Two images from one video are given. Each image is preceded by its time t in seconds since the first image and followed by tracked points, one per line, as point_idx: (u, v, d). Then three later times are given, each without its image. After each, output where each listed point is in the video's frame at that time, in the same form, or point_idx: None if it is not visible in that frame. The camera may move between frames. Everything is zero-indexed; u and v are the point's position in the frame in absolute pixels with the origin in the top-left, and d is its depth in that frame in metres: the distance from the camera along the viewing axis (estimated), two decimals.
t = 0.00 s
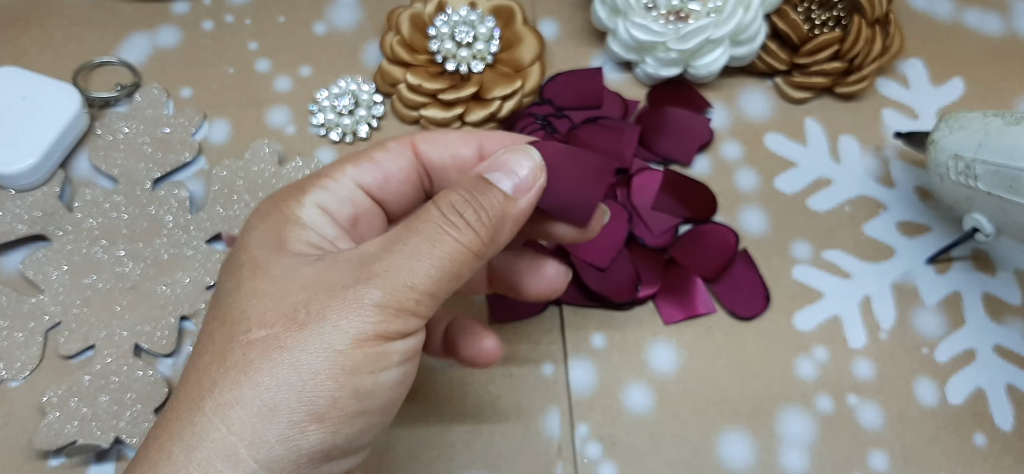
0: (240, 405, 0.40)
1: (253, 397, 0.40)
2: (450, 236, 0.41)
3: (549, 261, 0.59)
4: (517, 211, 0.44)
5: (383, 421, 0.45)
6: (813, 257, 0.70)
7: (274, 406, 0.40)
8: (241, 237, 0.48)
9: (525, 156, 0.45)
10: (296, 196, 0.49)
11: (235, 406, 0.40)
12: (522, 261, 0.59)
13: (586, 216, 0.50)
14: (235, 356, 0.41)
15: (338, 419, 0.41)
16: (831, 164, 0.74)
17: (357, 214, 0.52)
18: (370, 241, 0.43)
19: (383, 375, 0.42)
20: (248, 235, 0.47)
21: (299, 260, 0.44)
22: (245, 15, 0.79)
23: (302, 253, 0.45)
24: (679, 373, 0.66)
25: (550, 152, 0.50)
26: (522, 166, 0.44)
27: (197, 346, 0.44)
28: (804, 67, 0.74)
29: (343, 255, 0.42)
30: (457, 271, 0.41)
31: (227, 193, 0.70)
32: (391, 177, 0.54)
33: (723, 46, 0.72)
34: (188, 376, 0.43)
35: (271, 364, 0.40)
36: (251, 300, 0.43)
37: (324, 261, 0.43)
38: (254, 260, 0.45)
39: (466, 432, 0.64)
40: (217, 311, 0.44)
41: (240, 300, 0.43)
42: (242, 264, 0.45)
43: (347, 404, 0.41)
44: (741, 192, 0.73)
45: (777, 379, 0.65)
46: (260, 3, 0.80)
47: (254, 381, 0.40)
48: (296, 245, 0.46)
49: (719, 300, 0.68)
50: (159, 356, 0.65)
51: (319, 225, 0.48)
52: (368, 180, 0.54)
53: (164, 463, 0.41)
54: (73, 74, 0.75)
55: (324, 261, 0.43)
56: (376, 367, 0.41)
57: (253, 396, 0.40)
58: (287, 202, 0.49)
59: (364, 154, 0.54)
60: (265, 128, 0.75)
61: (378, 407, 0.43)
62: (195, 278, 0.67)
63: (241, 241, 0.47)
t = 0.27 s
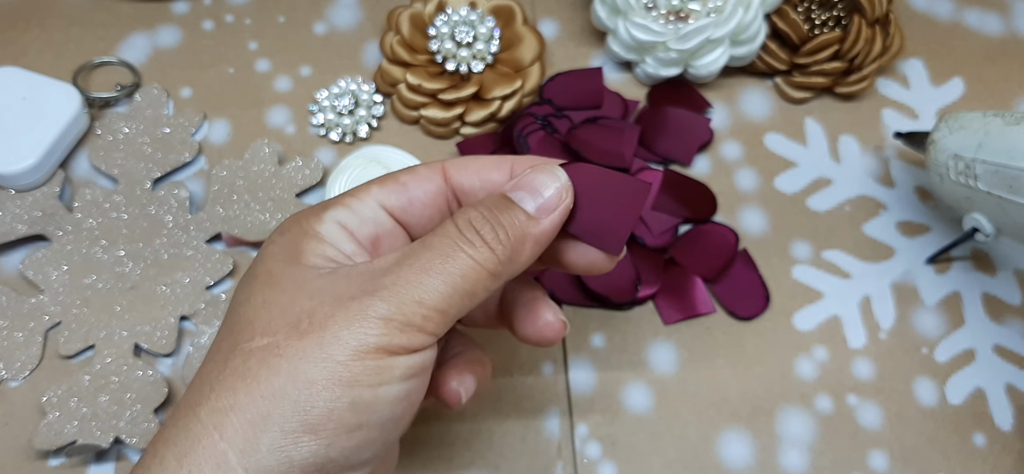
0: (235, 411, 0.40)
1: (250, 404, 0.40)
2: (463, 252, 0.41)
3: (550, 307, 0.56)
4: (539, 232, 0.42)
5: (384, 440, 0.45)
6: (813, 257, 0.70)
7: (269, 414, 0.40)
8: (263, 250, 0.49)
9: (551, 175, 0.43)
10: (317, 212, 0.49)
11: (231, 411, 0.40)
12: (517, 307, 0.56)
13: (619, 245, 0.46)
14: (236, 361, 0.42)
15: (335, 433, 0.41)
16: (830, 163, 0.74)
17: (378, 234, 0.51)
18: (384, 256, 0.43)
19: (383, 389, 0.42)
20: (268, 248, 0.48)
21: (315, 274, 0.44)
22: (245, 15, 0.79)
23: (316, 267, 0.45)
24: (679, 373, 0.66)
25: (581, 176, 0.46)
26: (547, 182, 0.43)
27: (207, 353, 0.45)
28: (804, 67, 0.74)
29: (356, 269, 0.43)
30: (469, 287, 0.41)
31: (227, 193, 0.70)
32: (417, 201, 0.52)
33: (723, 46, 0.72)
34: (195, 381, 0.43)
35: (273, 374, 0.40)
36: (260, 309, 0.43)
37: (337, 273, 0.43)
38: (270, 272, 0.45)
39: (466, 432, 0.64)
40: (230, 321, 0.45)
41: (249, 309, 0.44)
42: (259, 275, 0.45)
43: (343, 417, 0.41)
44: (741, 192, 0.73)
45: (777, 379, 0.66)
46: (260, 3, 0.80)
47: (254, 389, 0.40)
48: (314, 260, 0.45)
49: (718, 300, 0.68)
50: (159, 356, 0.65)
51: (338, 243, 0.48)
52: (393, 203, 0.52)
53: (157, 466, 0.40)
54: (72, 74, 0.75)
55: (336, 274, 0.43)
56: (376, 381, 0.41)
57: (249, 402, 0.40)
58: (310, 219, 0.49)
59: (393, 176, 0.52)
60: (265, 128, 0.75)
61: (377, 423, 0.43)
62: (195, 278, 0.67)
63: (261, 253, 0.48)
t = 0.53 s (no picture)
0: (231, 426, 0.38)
1: (246, 417, 0.38)
2: (470, 259, 0.40)
3: (538, 324, 0.56)
4: (545, 239, 0.43)
5: (380, 455, 0.44)
6: (812, 257, 0.70)
7: (270, 428, 0.38)
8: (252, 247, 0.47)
9: (560, 183, 0.44)
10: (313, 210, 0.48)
11: (229, 425, 0.38)
12: (505, 323, 0.56)
13: (624, 254, 0.46)
14: (232, 372, 0.40)
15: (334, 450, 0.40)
16: (829, 163, 0.74)
17: (376, 232, 0.50)
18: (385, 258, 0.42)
19: (385, 404, 0.41)
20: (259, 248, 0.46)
21: (313, 277, 0.42)
22: (246, 16, 0.79)
23: (314, 268, 0.43)
24: (678, 372, 0.66)
25: (588, 185, 0.47)
26: (554, 189, 0.44)
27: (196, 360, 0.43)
28: (804, 67, 0.74)
29: (356, 272, 0.42)
30: (475, 296, 0.41)
31: (227, 193, 0.70)
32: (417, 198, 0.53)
33: (723, 46, 0.72)
34: (183, 390, 0.41)
35: (269, 385, 0.39)
36: (256, 315, 0.41)
37: (337, 278, 0.42)
38: (264, 272, 0.44)
39: (466, 431, 0.64)
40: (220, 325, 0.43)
41: (244, 315, 0.42)
42: (252, 276, 0.44)
43: (345, 433, 0.40)
44: (741, 192, 0.73)
45: (776, 378, 0.66)
46: (261, 3, 0.80)
47: (250, 401, 0.39)
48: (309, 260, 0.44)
49: (718, 300, 0.68)
50: (160, 356, 0.65)
51: (335, 239, 0.47)
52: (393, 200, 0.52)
53: None
54: (74, 74, 0.76)
55: (336, 278, 0.42)
56: (380, 396, 0.40)
57: (249, 416, 0.38)
58: (306, 214, 0.47)
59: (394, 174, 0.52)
60: (265, 128, 0.75)
61: (377, 439, 0.42)
62: (196, 277, 0.67)
63: (251, 251, 0.46)
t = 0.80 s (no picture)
0: (239, 446, 0.37)
1: (255, 437, 0.37)
2: (477, 269, 0.40)
3: (525, 330, 0.56)
4: (548, 248, 0.44)
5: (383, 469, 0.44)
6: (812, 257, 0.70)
7: (278, 448, 0.37)
8: (244, 248, 0.46)
9: (563, 190, 0.45)
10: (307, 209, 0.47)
11: (237, 446, 0.37)
12: (493, 330, 0.56)
13: (617, 264, 0.48)
14: (237, 389, 0.38)
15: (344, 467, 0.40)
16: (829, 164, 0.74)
17: (370, 230, 0.51)
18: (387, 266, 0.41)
19: (393, 419, 0.41)
20: (251, 252, 0.45)
21: (313, 284, 0.41)
22: (247, 16, 0.79)
23: (314, 274, 0.43)
24: (678, 372, 0.66)
25: (592, 191, 0.49)
26: (556, 197, 0.45)
27: (194, 373, 0.41)
28: (803, 68, 0.74)
29: (359, 280, 0.41)
30: (480, 307, 0.41)
31: (228, 193, 0.70)
32: (412, 195, 0.53)
33: (723, 47, 0.72)
34: (183, 406, 0.40)
35: (277, 403, 0.38)
36: (258, 327, 0.40)
37: (339, 286, 0.41)
38: (261, 279, 0.43)
39: (466, 431, 0.64)
40: (218, 335, 0.42)
41: (245, 326, 0.41)
42: (249, 282, 0.43)
43: (355, 451, 0.40)
44: (740, 192, 0.73)
45: (775, 378, 0.66)
46: (262, 4, 0.80)
47: (258, 419, 0.38)
48: (306, 263, 0.44)
49: (717, 299, 0.68)
50: (161, 356, 0.66)
51: (330, 240, 0.46)
52: (387, 197, 0.52)
53: None
54: (75, 75, 0.76)
55: (339, 287, 0.41)
56: (388, 411, 0.40)
57: (257, 436, 0.37)
58: (298, 214, 0.47)
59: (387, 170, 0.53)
60: (266, 128, 0.75)
61: (384, 453, 0.42)
62: (197, 277, 0.68)
63: (244, 255, 0.45)
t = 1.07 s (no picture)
0: (245, 452, 0.37)
1: (260, 443, 0.37)
2: (482, 273, 0.40)
3: (519, 335, 0.56)
4: (550, 251, 0.44)
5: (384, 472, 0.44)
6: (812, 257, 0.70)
7: (284, 454, 0.37)
8: (244, 251, 0.45)
9: (563, 192, 0.46)
10: (306, 211, 0.47)
11: (242, 451, 0.37)
12: (486, 332, 0.56)
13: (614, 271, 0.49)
14: (241, 394, 0.38)
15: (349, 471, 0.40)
16: (829, 164, 0.74)
17: (370, 231, 0.50)
18: (389, 269, 0.41)
19: (398, 423, 0.41)
20: (251, 254, 0.44)
21: (316, 287, 0.41)
22: (247, 16, 0.79)
23: (316, 278, 0.42)
24: (678, 372, 0.66)
25: (588, 198, 0.49)
26: (556, 199, 0.45)
27: (196, 376, 0.41)
28: (803, 68, 0.74)
29: (363, 283, 0.41)
30: (484, 310, 0.41)
31: (228, 193, 0.70)
32: (411, 195, 0.53)
33: (722, 47, 0.72)
34: (186, 411, 0.40)
35: (282, 408, 0.38)
36: (261, 331, 0.40)
37: (341, 289, 0.41)
38: (263, 282, 0.42)
39: (466, 431, 0.64)
40: (218, 338, 0.41)
41: (247, 330, 0.40)
42: (251, 285, 0.42)
43: (359, 455, 0.40)
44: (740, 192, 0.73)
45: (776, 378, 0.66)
46: (262, 4, 0.80)
47: (262, 424, 0.37)
48: (308, 267, 0.43)
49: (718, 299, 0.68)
50: (161, 356, 0.66)
51: (331, 244, 0.46)
52: (386, 197, 0.52)
53: None
54: (75, 75, 0.76)
55: (342, 290, 0.41)
56: (394, 415, 0.40)
57: (262, 442, 0.37)
58: (298, 216, 0.46)
59: (384, 171, 0.52)
60: (266, 128, 0.75)
61: (388, 457, 0.42)
62: (197, 277, 0.68)
63: (245, 258, 0.44)
